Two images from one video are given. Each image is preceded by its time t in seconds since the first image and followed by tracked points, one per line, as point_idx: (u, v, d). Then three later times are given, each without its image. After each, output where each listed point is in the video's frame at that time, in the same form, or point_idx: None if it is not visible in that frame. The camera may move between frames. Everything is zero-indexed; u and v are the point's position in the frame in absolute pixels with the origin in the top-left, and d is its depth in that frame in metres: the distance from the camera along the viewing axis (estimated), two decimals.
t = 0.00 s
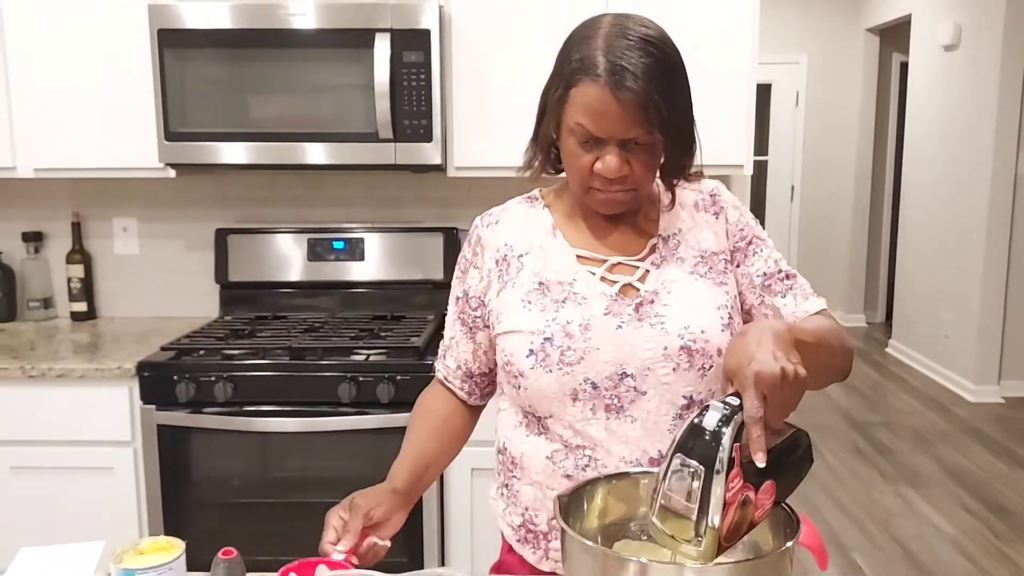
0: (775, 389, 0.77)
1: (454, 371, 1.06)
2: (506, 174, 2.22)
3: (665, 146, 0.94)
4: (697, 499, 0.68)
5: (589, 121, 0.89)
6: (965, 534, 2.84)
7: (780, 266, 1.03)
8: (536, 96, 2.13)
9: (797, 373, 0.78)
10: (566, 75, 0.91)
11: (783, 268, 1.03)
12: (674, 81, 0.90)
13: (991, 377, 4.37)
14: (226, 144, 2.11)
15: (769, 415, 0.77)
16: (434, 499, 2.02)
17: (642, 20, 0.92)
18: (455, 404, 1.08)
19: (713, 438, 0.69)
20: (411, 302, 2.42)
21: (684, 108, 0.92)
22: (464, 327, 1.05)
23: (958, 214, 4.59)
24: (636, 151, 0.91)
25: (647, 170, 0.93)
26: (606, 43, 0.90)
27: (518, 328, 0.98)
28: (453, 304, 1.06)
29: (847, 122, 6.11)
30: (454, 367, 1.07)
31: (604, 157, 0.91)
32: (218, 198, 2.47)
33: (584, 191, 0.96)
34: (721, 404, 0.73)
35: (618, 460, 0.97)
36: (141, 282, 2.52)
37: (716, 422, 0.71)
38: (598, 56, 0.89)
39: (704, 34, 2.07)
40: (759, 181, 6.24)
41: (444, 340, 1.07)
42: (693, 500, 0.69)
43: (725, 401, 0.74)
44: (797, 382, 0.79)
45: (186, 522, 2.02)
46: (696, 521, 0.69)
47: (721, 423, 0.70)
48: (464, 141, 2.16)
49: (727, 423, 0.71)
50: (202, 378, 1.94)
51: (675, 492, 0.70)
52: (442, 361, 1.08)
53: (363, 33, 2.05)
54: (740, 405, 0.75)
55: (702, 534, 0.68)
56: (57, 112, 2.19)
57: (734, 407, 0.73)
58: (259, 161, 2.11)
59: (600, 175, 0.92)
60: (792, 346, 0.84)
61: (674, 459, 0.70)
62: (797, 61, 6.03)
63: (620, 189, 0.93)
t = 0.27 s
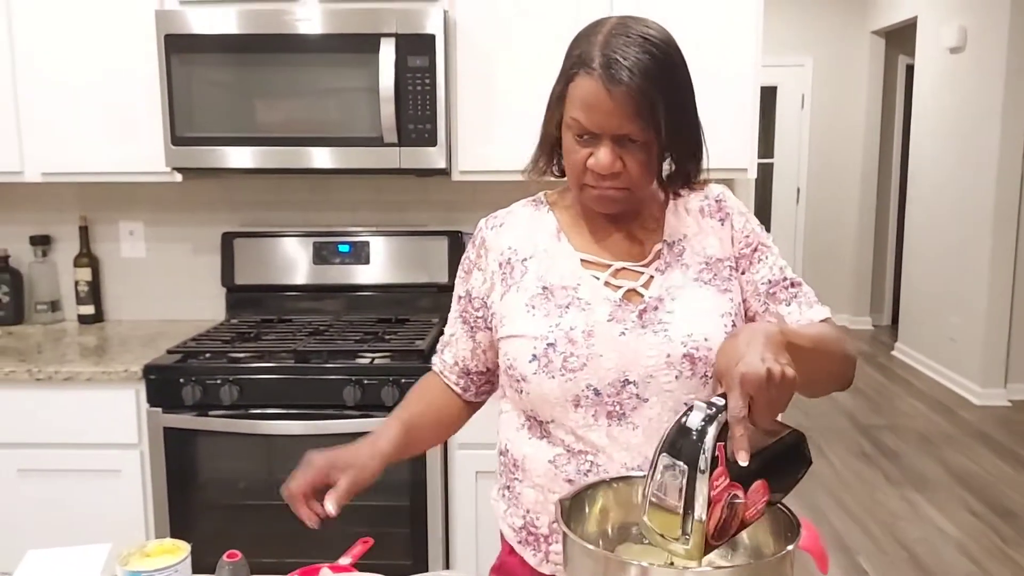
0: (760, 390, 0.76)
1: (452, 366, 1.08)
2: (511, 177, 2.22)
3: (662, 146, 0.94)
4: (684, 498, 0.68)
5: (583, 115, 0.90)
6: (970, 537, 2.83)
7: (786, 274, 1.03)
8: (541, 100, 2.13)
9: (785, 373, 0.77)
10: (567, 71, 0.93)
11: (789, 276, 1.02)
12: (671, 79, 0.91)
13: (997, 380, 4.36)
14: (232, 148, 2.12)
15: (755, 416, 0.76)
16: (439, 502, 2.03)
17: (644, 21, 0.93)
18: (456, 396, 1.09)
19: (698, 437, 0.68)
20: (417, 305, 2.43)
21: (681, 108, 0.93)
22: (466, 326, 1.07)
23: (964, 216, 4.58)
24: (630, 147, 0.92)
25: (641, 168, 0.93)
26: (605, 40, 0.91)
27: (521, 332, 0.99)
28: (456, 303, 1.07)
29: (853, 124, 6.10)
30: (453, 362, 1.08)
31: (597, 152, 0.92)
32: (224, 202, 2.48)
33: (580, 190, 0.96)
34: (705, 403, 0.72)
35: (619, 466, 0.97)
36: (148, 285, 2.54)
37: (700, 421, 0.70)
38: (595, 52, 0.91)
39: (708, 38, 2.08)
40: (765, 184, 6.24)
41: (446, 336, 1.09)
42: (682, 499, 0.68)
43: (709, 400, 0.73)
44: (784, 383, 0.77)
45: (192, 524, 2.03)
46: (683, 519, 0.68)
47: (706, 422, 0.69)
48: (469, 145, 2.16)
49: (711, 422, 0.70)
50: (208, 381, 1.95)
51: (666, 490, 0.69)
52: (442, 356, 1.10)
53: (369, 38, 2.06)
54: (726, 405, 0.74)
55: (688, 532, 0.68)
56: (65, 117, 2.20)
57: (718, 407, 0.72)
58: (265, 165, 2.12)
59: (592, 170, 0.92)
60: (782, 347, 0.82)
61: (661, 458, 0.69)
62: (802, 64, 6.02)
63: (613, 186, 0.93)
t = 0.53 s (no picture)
0: (753, 387, 0.77)
1: (424, 349, 0.96)
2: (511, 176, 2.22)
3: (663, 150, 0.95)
4: (679, 500, 0.67)
5: (594, 120, 0.89)
6: (972, 538, 2.82)
7: (765, 266, 1.05)
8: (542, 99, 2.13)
9: (777, 370, 0.78)
10: (572, 72, 0.91)
11: (768, 268, 1.05)
12: (678, 84, 0.91)
13: (999, 382, 4.35)
14: (231, 146, 2.11)
15: (750, 415, 0.77)
16: (438, 501, 2.02)
17: (648, 22, 0.92)
18: (416, 395, 0.96)
19: (693, 437, 0.67)
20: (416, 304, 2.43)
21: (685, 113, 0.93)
22: (449, 311, 0.99)
23: (966, 217, 4.58)
24: (637, 152, 0.92)
25: (645, 173, 0.93)
26: (615, 42, 0.90)
27: (518, 337, 0.97)
28: (432, 289, 0.99)
29: (854, 124, 6.09)
30: (423, 345, 0.96)
31: (605, 156, 0.91)
32: (224, 200, 2.48)
33: (579, 191, 0.96)
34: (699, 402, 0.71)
35: (618, 470, 0.97)
36: (147, 284, 2.53)
37: (696, 421, 0.68)
38: (607, 55, 0.89)
39: (709, 36, 2.07)
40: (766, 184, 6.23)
41: (410, 320, 0.97)
42: (677, 501, 0.67)
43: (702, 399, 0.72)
44: (777, 379, 0.78)
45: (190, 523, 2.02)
46: (680, 521, 0.67)
47: (700, 422, 0.69)
48: (469, 144, 2.16)
49: (705, 422, 0.69)
50: (205, 380, 1.94)
51: (660, 490, 0.68)
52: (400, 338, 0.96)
53: (369, 36, 2.06)
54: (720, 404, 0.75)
55: (686, 534, 0.67)
56: (64, 114, 2.20)
57: (713, 406, 0.71)
58: (264, 163, 2.12)
59: (600, 174, 0.92)
60: (773, 345, 0.83)
61: (655, 459, 0.68)
62: (804, 64, 6.02)
63: (617, 190, 0.93)
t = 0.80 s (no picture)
0: (772, 387, 0.78)
1: (416, 350, 0.93)
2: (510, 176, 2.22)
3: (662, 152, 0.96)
4: (701, 504, 0.69)
5: (610, 120, 0.89)
6: (970, 538, 2.82)
7: (748, 262, 1.06)
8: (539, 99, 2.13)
9: (793, 372, 0.80)
10: (584, 71, 0.90)
11: (751, 264, 1.06)
12: (683, 89, 0.93)
13: (997, 381, 4.35)
14: (229, 146, 2.12)
15: (770, 417, 0.78)
16: (436, 501, 2.02)
17: (653, 25, 0.93)
18: (406, 397, 0.93)
19: (716, 441, 0.69)
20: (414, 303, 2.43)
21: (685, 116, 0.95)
22: (440, 311, 0.97)
23: (964, 216, 4.58)
24: (645, 154, 0.92)
25: (649, 175, 0.94)
26: (629, 43, 0.90)
27: (516, 340, 0.96)
28: (421, 289, 0.97)
29: (852, 124, 6.10)
30: (414, 346, 0.94)
31: (616, 157, 0.91)
32: (222, 200, 2.48)
33: (583, 191, 0.95)
34: (719, 405, 0.74)
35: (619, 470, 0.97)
36: (145, 284, 2.53)
37: (717, 425, 0.71)
38: (624, 56, 0.89)
39: (706, 36, 2.07)
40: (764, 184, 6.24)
41: (399, 321, 0.95)
42: (699, 504, 0.69)
43: (723, 402, 0.75)
44: (794, 381, 0.80)
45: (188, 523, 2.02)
46: (703, 525, 0.69)
47: (723, 426, 0.71)
48: (467, 144, 2.16)
49: (728, 426, 0.71)
50: (203, 379, 1.94)
51: (680, 493, 0.70)
52: (389, 339, 0.94)
53: (367, 36, 2.06)
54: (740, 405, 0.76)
55: (709, 539, 0.68)
56: (62, 115, 2.20)
57: (733, 408, 0.74)
58: (262, 163, 2.12)
59: (610, 175, 0.92)
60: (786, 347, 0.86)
61: (676, 463, 0.70)
62: (802, 64, 6.02)
63: (623, 191, 0.93)
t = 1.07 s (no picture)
0: (784, 392, 0.77)
1: (399, 356, 0.97)
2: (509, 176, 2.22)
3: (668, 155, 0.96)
4: (710, 505, 0.70)
5: (620, 121, 0.89)
6: (969, 538, 2.83)
7: (755, 263, 1.06)
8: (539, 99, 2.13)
9: (806, 376, 0.79)
10: (595, 72, 0.91)
11: (758, 265, 1.05)
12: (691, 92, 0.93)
13: (995, 381, 4.36)
14: (229, 145, 2.12)
15: (780, 421, 0.78)
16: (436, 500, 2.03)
17: (663, 29, 0.94)
18: (387, 398, 0.98)
19: (724, 443, 0.71)
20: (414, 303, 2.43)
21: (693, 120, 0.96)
22: (427, 317, 0.99)
23: (963, 216, 4.58)
24: (653, 156, 0.92)
25: (656, 178, 0.94)
26: (641, 45, 0.90)
27: (515, 338, 0.97)
28: (413, 294, 0.99)
29: (851, 124, 6.10)
30: (399, 352, 0.98)
31: (624, 159, 0.91)
32: (222, 200, 2.48)
33: (589, 192, 0.95)
34: (729, 408, 0.76)
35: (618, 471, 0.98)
36: (145, 283, 2.53)
37: (727, 427, 0.72)
38: (635, 57, 0.90)
39: (705, 36, 2.08)
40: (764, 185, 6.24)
41: (388, 324, 0.98)
42: (707, 505, 0.70)
43: (733, 405, 0.76)
44: (805, 385, 0.79)
45: (188, 522, 2.02)
46: (711, 528, 0.70)
47: (732, 429, 0.72)
48: (467, 144, 2.16)
49: (736, 428, 0.73)
50: (203, 379, 1.95)
51: (689, 494, 0.72)
52: (377, 344, 0.98)
53: (367, 36, 2.06)
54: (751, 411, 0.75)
55: (716, 543, 0.69)
56: (62, 114, 2.20)
57: (743, 412, 0.75)
58: (262, 163, 2.12)
59: (617, 176, 0.92)
60: (798, 349, 0.85)
61: (686, 464, 0.72)
62: (802, 64, 6.02)
63: (630, 193, 0.94)
